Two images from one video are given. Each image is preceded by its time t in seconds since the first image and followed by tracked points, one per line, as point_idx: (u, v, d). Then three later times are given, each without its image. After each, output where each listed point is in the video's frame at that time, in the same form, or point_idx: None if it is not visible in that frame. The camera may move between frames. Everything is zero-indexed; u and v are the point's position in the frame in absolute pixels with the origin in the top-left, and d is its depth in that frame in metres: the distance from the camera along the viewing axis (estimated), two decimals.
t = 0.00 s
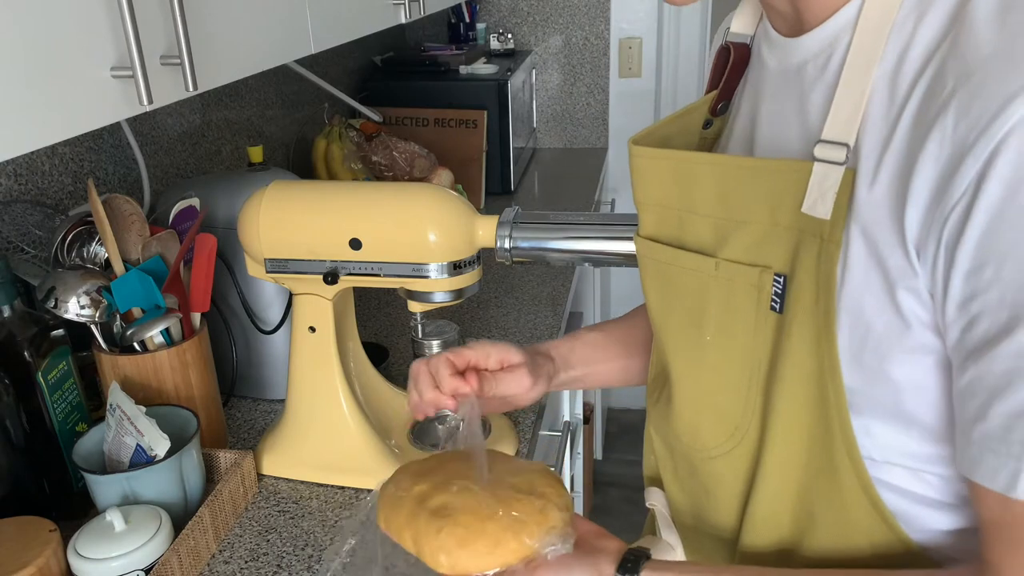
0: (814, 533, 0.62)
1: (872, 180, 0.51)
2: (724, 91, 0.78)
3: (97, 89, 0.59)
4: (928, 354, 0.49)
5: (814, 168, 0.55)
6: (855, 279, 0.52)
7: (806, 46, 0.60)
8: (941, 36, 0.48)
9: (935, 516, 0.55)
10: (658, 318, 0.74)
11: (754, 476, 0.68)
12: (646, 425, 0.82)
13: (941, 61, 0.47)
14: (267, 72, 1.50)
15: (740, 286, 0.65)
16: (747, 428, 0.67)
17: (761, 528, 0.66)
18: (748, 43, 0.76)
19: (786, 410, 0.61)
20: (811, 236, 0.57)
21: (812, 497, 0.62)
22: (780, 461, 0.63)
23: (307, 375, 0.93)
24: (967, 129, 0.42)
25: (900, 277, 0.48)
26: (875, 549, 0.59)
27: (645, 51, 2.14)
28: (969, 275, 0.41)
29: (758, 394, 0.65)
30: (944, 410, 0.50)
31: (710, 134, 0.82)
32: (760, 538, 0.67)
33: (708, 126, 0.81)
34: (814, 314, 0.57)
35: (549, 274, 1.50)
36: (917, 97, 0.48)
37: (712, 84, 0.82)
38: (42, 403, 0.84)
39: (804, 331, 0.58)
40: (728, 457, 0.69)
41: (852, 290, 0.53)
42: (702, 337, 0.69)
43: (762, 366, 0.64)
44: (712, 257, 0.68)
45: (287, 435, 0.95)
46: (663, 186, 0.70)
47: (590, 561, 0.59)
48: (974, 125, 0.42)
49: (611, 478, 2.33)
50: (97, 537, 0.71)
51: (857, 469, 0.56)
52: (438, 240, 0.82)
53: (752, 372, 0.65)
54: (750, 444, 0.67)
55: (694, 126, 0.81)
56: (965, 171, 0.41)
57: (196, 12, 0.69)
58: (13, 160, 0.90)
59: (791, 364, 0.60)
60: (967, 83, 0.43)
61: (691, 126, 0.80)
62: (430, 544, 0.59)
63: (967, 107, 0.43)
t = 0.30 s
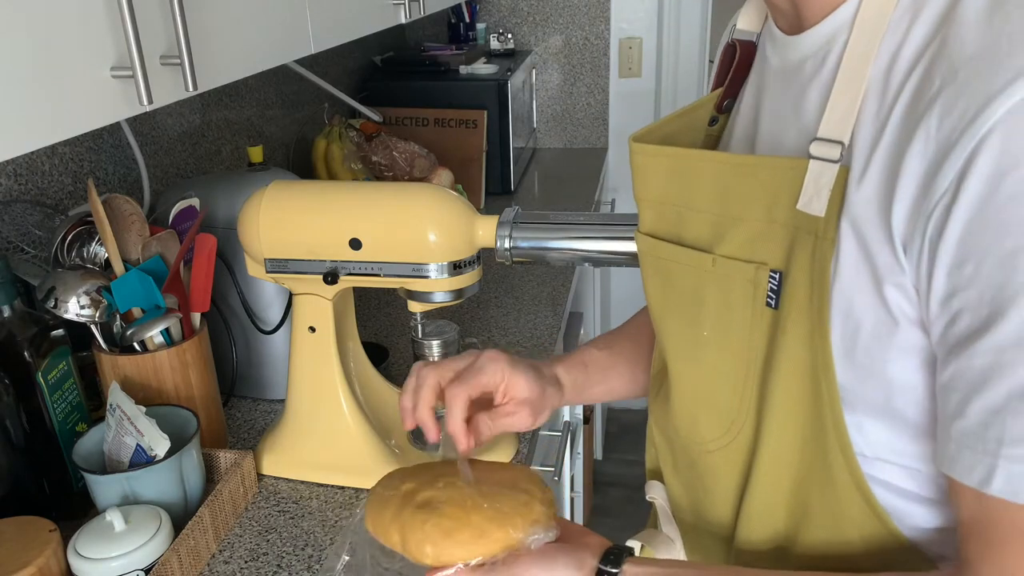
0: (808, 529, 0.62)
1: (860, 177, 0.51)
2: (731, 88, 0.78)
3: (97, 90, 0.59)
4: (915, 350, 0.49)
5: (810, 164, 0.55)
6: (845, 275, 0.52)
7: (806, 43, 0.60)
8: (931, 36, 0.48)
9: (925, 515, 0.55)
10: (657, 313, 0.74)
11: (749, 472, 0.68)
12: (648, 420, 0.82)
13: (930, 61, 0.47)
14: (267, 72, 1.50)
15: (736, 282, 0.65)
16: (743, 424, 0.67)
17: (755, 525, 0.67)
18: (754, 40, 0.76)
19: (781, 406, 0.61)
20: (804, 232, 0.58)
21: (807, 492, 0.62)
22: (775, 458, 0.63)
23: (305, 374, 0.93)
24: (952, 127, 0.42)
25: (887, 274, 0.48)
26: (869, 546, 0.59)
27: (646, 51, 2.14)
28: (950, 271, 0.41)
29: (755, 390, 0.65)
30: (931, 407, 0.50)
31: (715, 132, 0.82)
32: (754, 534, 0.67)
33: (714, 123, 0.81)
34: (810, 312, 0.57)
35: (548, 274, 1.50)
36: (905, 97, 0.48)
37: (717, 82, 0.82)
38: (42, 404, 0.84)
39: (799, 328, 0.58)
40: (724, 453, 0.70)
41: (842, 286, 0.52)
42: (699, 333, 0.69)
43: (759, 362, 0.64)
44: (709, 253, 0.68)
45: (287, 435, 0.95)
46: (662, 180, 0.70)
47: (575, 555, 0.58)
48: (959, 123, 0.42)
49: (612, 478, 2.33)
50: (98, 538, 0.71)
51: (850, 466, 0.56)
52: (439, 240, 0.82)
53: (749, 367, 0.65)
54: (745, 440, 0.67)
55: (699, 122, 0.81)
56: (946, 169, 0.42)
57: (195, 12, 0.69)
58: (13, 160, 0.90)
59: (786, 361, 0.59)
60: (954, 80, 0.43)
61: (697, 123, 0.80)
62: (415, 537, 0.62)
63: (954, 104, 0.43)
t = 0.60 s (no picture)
0: (822, 531, 0.62)
1: (877, 178, 0.50)
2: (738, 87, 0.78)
3: (97, 90, 0.59)
4: (928, 355, 0.49)
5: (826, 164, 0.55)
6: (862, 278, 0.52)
7: (821, 43, 0.61)
8: (954, 36, 0.48)
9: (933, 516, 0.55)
10: (668, 312, 0.74)
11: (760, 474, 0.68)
12: (656, 420, 0.82)
13: (951, 64, 0.47)
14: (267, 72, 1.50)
15: (750, 284, 0.65)
16: (754, 426, 0.67)
17: (767, 528, 0.66)
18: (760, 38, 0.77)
19: (795, 408, 0.60)
20: (820, 233, 0.58)
21: (819, 494, 0.62)
22: (787, 460, 0.63)
23: (307, 375, 0.93)
24: (975, 135, 0.42)
25: (902, 275, 0.48)
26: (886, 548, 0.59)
27: (646, 51, 2.15)
28: (964, 278, 0.41)
29: (767, 392, 0.65)
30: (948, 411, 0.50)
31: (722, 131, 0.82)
32: (766, 537, 0.67)
33: (720, 122, 0.81)
34: (825, 314, 0.57)
35: (548, 274, 1.50)
36: (925, 99, 0.48)
37: (725, 82, 0.83)
38: (41, 403, 0.84)
39: (814, 330, 0.58)
40: (734, 456, 0.69)
41: (857, 289, 0.53)
42: (711, 334, 0.69)
43: (772, 364, 0.64)
44: (723, 254, 0.68)
45: (286, 435, 0.95)
46: (675, 181, 0.70)
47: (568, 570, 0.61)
48: (986, 129, 0.42)
49: (612, 478, 2.33)
50: (97, 537, 0.71)
51: (865, 468, 0.56)
52: (438, 240, 0.82)
53: (761, 369, 0.65)
54: (758, 443, 0.67)
55: (706, 122, 0.81)
56: (969, 175, 0.42)
57: (195, 12, 0.69)
58: (13, 160, 0.90)
59: (801, 363, 0.59)
60: (976, 87, 0.43)
61: (706, 121, 0.80)
62: None
63: (976, 108, 0.43)
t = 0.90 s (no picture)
0: (826, 531, 0.63)
1: (878, 180, 0.50)
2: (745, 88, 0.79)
3: (97, 90, 0.59)
4: (927, 360, 0.49)
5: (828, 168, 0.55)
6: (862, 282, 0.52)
7: (830, 44, 0.61)
8: (957, 41, 0.48)
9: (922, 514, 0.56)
10: (672, 313, 0.74)
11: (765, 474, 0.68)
12: (662, 419, 0.82)
13: (953, 69, 0.47)
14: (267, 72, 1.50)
15: (754, 286, 0.65)
16: (758, 425, 0.67)
17: (770, 528, 0.67)
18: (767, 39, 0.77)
19: (798, 410, 0.61)
20: (824, 236, 0.58)
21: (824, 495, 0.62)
22: (790, 460, 0.63)
23: (307, 375, 0.93)
24: (971, 141, 0.42)
25: (899, 280, 0.48)
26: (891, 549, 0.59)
27: (646, 51, 2.15)
28: (955, 283, 0.42)
29: (771, 394, 0.65)
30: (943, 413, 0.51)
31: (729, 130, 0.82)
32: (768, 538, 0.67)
33: (727, 122, 0.82)
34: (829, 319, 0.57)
35: (549, 274, 1.50)
36: (926, 103, 0.48)
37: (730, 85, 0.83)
38: (42, 404, 0.84)
39: (818, 333, 0.58)
40: (739, 455, 0.70)
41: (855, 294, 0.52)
42: (716, 336, 0.69)
43: (776, 366, 0.64)
44: (726, 256, 0.68)
45: (286, 435, 0.95)
46: (680, 182, 0.69)
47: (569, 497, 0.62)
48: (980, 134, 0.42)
49: (612, 478, 2.33)
50: (97, 538, 0.71)
51: (871, 473, 0.57)
52: (438, 240, 0.82)
53: (764, 369, 0.66)
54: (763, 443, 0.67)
55: (712, 123, 0.81)
56: (963, 181, 0.42)
57: (195, 12, 0.69)
58: (12, 160, 0.90)
59: (806, 365, 0.59)
60: (976, 93, 0.43)
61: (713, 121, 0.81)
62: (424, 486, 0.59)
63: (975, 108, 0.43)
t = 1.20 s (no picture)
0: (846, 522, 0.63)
1: (892, 174, 0.50)
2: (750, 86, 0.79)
3: (97, 90, 0.59)
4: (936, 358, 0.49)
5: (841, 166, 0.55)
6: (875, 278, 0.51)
7: (840, 43, 0.61)
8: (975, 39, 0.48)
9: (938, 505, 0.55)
10: (681, 313, 0.74)
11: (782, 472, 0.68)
12: (672, 416, 0.81)
13: (973, 67, 0.46)
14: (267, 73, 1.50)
15: (769, 285, 0.65)
16: (776, 423, 0.67)
17: (790, 524, 0.67)
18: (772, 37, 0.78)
19: (816, 411, 0.60)
20: (839, 235, 0.58)
21: (842, 488, 0.62)
22: (810, 458, 0.63)
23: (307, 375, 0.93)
24: (991, 138, 0.42)
25: (910, 279, 0.48)
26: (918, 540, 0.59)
27: (646, 51, 2.15)
28: (963, 277, 0.41)
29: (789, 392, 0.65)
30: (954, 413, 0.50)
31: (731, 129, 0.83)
32: (788, 534, 0.67)
33: (730, 120, 0.82)
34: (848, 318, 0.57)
35: (549, 274, 1.50)
36: (943, 98, 0.48)
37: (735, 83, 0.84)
38: (41, 404, 0.84)
39: (837, 331, 0.58)
40: (755, 453, 0.70)
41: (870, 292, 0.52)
42: (731, 335, 0.69)
43: (793, 364, 0.64)
44: (741, 256, 0.67)
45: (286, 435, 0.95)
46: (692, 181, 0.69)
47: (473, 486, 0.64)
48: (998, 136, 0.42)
49: (612, 478, 2.33)
50: (97, 538, 0.71)
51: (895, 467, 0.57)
52: (438, 240, 0.82)
53: (780, 367, 0.65)
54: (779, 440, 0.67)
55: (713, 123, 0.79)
56: (982, 174, 0.41)
57: (194, 12, 0.69)
58: (13, 160, 0.90)
59: (823, 366, 0.59)
60: (997, 90, 0.43)
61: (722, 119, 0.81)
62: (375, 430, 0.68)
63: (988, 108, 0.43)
